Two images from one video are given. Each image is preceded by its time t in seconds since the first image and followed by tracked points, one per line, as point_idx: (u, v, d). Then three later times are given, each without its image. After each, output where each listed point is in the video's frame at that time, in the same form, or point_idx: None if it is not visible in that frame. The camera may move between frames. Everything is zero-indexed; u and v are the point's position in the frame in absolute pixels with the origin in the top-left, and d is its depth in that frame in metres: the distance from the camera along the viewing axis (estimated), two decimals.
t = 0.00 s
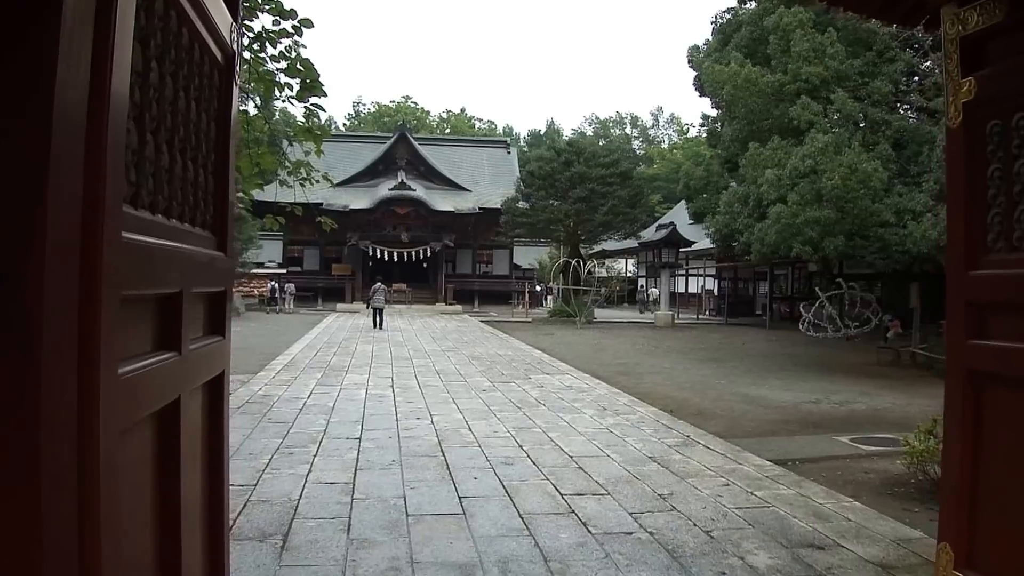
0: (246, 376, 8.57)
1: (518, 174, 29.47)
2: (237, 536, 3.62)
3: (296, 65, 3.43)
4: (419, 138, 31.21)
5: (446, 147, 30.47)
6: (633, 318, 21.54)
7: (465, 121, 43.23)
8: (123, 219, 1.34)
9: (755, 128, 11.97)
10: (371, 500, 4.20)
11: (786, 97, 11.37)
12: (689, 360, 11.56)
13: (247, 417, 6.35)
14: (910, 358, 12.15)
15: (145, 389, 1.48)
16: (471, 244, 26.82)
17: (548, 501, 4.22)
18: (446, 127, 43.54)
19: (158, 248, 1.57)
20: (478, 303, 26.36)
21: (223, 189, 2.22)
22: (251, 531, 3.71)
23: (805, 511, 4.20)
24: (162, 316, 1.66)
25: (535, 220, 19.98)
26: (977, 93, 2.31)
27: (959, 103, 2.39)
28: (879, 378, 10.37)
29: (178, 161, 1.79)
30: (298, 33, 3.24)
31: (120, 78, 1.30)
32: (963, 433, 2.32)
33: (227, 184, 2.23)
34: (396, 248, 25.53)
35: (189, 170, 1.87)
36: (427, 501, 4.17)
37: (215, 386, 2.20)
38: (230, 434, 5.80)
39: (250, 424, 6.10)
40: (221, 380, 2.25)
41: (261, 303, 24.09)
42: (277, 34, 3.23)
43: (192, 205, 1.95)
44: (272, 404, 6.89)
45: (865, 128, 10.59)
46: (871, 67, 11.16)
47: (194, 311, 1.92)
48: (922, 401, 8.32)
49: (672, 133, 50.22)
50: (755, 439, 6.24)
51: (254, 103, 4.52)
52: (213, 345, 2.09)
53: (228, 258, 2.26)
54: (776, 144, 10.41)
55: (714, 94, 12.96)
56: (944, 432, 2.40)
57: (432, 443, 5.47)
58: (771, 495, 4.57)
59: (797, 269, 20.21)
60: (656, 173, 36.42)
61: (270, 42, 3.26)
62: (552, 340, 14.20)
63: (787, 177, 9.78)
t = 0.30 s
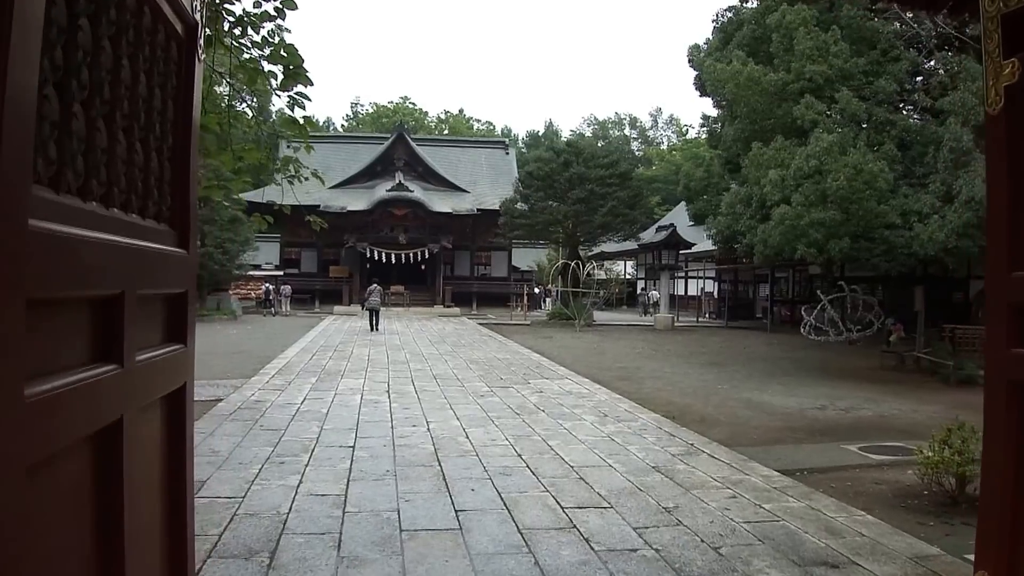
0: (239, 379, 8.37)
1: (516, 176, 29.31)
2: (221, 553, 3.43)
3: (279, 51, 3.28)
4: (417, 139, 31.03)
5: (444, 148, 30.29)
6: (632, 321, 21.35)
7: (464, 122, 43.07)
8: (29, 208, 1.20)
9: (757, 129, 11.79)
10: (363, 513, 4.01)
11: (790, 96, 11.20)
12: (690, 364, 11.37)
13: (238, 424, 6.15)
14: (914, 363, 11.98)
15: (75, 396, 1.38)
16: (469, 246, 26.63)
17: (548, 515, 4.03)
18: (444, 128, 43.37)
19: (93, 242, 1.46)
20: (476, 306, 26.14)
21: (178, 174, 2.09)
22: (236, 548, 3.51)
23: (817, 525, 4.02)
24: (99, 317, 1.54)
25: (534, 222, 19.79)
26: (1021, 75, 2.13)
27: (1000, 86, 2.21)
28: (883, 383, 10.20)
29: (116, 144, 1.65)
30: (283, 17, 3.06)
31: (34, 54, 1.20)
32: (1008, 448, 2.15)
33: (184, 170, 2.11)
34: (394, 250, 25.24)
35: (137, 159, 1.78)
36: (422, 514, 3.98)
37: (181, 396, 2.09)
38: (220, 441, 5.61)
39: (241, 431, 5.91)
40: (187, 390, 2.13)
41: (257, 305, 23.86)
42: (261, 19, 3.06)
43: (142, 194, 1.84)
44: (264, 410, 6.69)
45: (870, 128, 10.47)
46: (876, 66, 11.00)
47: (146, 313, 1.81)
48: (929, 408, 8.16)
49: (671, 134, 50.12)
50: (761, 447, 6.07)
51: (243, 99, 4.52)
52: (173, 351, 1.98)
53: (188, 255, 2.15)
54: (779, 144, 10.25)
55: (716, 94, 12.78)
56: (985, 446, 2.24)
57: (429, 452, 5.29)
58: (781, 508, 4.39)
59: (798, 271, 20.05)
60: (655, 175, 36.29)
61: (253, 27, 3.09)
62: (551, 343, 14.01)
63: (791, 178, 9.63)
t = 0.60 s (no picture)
0: (233, 381, 8.18)
1: (516, 174, 29.12)
2: (202, 571, 3.25)
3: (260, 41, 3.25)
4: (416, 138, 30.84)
5: (443, 147, 30.12)
6: (633, 321, 21.17)
7: (463, 121, 42.85)
8: None
9: (760, 128, 11.62)
10: (356, 528, 3.83)
11: (794, 94, 11.01)
12: (693, 366, 11.21)
13: (230, 429, 5.96)
14: (919, 365, 11.83)
15: None
16: (468, 245, 26.46)
17: (549, 529, 3.86)
18: (444, 127, 43.16)
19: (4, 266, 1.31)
20: (476, 305, 25.91)
21: (124, 178, 1.93)
22: (221, 565, 3.32)
23: (830, 541, 3.86)
24: (16, 351, 1.39)
25: (535, 221, 19.61)
26: None
27: None
28: (889, 386, 10.05)
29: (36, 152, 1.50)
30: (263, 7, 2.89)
31: None
32: None
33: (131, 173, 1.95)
34: (394, 249, 24.97)
35: (66, 164, 1.62)
36: (417, 528, 3.81)
37: (127, 430, 1.94)
38: (211, 448, 5.43)
39: (233, 437, 5.73)
40: (135, 423, 1.99)
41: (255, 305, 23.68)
42: (240, 7, 2.88)
43: (74, 204, 1.69)
44: (258, 415, 6.50)
45: (874, 127, 10.29)
46: (881, 64, 10.78)
47: (83, 339, 1.67)
48: (937, 412, 8.01)
49: (672, 133, 49.97)
50: (768, 455, 5.92)
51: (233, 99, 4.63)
52: (116, 379, 1.83)
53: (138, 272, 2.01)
54: (782, 143, 10.08)
55: (719, 92, 12.60)
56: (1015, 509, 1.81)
57: (425, 460, 5.12)
58: (792, 522, 4.22)
59: (799, 271, 19.89)
60: (655, 174, 36.12)
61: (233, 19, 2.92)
62: (551, 344, 13.84)
63: (795, 177, 9.46)
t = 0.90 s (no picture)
0: (228, 384, 7.99)
1: (516, 174, 28.96)
2: None
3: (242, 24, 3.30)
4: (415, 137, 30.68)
5: (443, 146, 29.94)
6: (635, 321, 20.98)
7: (463, 121, 42.66)
8: None
9: (763, 126, 11.44)
10: (350, 541, 3.66)
11: (799, 92, 10.82)
12: (696, 367, 11.05)
13: (223, 434, 5.78)
14: (925, 367, 11.69)
15: None
16: (468, 245, 26.28)
17: (553, 543, 3.70)
18: (444, 126, 42.98)
19: None
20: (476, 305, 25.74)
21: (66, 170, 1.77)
22: None
23: (848, 555, 3.71)
24: None
25: (535, 221, 19.42)
26: None
27: None
28: (896, 389, 9.90)
29: None
30: None
31: None
32: None
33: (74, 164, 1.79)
34: (393, 249, 24.74)
35: None
36: (415, 542, 3.65)
37: (76, 452, 1.78)
38: (202, 454, 5.24)
39: (225, 442, 5.55)
40: (85, 444, 1.83)
41: (253, 305, 23.53)
42: None
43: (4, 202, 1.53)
44: (252, 419, 6.33)
45: (881, 124, 10.06)
46: (886, 62, 10.60)
47: (18, 356, 1.51)
48: (947, 417, 7.87)
49: (672, 133, 49.82)
50: (778, 463, 5.78)
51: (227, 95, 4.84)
52: (60, 399, 1.67)
53: (86, 276, 1.84)
54: (788, 141, 9.90)
55: (722, 90, 12.42)
56: None
57: (423, 467, 4.95)
58: (806, 535, 4.07)
59: (802, 271, 19.74)
60: (655, 173, 35.98)
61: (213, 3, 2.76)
62: (552, 345, 13.68)
63: (800, 176, 9.28)
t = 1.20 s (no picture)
0: (224, 385, 7.82)
1: (517, 171, 28.77)
2: None
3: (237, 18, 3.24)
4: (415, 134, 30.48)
5: (443, 143, 29.71)
6: (637, 320, 20.79)
7: (464, 119, 42.43)
8: None
9: (770, 124, 11.18)
10: (347, 557, 3.49)
11: (806, 89, 10.55)
12: (701, 368, 10.87)
13: (217, 439, 5.61)
14: (934, 367, 11.51)
15: None
16: (469, 243, 26.08)
17: (559, 559, 3.52)
18: (444, 124, 42.77)
19: None
20: (477, 303, 25.55)
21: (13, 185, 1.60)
22: None
23: (869, 572, 3.54)
24: None
25: (537, 219, 19.18)
26: None
27: None
28: (905, 389, 9.72)
29: None
30: None
31: None
32: None
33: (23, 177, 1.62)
34: (393, 247, 24.57)
35: None
36: (415, 558, 3.47)
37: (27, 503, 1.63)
38: (195, 461, 5.07)
39: (220, 447, 5.37)
40: (39, 495, 1.67)
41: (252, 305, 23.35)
42: None
43: None
44: (247, 423, 6.15)
45: (890, 122, 9.84)
46: (895, 58, 10.40)
47: None
48: (960, 420, 7.70)
49: (673, 131, 49.64)
50: (790, 470, 5.60)
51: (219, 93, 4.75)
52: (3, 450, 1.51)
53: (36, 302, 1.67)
54: (795, 138, 9.69)
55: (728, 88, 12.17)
56: None
57: (423, 475, 4.78)
58: (824, 549, 3.90)
59: (806, 269, 19.55)
60: (657, 171, 35.78)
61: None
62: (554, 344, 13.49)
63: (808, 175, 9.07)
